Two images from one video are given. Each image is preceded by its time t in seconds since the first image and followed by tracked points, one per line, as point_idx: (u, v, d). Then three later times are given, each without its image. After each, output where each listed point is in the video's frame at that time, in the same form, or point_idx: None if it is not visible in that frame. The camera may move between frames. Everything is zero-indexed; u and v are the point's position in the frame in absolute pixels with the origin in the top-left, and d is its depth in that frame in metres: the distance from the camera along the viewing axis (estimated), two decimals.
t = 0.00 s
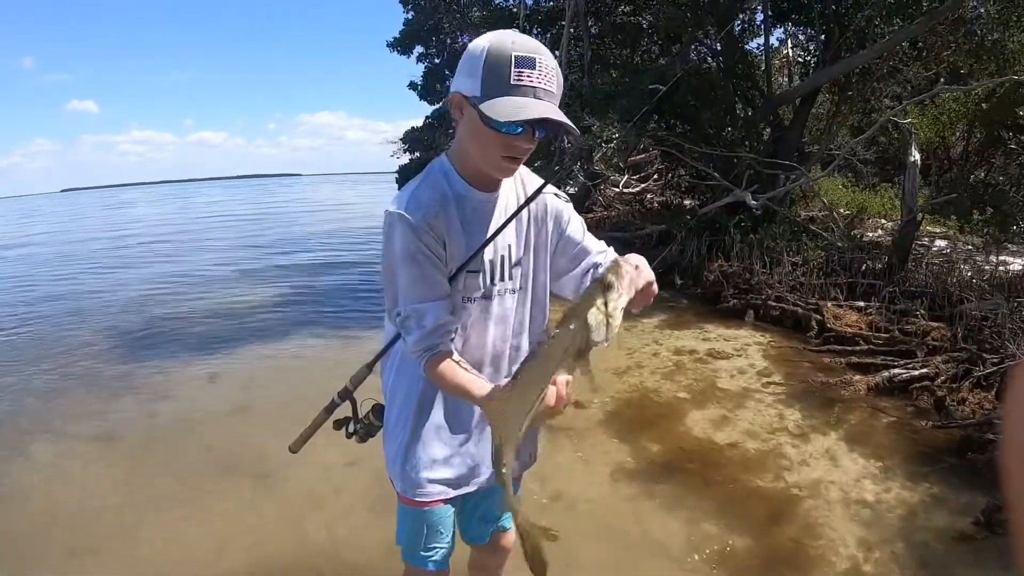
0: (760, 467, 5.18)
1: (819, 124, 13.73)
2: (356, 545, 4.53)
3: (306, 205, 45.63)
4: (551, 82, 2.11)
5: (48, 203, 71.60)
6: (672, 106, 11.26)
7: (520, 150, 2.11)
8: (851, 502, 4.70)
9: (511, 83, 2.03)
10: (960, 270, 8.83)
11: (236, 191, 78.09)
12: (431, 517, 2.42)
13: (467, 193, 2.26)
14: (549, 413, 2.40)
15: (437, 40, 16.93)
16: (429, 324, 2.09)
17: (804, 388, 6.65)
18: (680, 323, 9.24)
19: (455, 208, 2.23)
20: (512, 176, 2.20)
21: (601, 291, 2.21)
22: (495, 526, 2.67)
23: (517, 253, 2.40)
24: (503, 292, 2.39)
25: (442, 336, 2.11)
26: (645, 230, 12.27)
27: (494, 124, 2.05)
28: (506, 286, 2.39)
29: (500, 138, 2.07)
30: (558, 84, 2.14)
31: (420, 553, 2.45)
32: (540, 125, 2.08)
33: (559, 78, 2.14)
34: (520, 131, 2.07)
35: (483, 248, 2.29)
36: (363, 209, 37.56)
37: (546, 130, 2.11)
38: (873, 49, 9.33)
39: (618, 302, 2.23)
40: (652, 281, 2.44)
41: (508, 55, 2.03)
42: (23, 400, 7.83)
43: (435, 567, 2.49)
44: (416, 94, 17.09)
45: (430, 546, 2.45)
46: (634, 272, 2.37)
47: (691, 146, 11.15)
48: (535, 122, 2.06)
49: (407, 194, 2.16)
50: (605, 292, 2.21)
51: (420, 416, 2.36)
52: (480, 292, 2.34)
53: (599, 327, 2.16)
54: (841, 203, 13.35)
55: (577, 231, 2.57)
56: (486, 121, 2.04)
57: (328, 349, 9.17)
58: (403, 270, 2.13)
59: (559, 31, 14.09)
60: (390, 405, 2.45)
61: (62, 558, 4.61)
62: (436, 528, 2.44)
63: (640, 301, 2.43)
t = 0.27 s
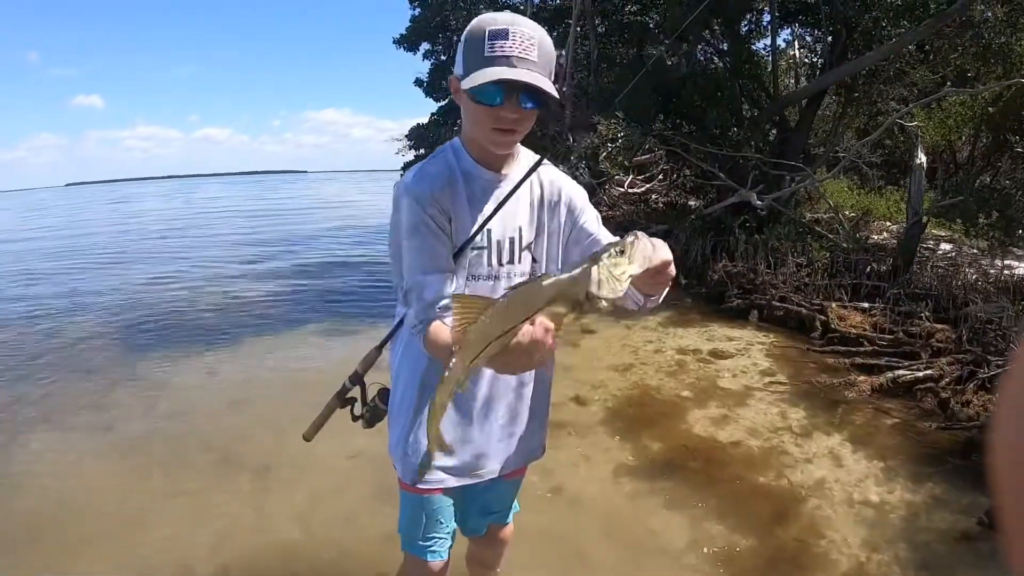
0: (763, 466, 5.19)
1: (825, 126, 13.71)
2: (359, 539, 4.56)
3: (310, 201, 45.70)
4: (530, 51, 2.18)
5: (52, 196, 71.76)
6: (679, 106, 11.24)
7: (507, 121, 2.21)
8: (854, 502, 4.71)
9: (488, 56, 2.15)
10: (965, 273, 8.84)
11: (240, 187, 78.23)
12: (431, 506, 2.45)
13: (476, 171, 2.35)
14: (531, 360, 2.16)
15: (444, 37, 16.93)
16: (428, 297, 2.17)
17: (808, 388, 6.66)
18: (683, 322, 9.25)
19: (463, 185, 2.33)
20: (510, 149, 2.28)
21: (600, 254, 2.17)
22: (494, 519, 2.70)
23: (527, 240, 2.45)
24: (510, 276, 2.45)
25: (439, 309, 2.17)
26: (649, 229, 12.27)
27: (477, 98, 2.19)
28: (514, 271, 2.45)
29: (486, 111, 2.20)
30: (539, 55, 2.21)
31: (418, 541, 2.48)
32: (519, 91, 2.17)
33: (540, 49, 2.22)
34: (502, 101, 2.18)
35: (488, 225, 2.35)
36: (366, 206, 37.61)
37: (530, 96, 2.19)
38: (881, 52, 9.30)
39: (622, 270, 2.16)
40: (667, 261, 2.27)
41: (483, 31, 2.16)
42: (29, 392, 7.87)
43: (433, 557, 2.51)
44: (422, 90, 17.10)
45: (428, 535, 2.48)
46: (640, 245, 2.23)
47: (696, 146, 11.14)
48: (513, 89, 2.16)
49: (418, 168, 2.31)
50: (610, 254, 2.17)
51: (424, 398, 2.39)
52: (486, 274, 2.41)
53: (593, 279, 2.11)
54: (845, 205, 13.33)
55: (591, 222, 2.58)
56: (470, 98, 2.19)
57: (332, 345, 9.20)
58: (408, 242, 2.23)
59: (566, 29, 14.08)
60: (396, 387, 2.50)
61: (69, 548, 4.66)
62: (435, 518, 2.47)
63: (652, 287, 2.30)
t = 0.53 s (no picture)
0: (766, 475, 5.17)
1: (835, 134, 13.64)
2: (360, 539, 4.57)
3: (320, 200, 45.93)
4: (508, 48, 2.26)
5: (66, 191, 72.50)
6: (689, 111, 11.23)
7: (499, 118, 2.28)
8: (856, 513, 4.68)
9: (468, 60, 2.28)
10: (973, 284, 8.74)
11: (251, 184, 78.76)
12: (442, 510, 2.46)
13: (485, 173, 2.39)
14: (501, 336, 2.09)
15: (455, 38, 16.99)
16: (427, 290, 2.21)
17: (812, 397, 6.63)
18: (690, 328, 9.22)
19: (471, 189, 2.37)
20: (509, 147, 2.33)
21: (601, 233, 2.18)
22: (500, 523, 2.71)
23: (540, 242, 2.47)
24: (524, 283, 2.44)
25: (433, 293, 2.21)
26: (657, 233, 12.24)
27: (468, 101, 2.30)
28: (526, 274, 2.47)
29: (478, 112, 2.30)
30: (519, 49, 2.28)
31: (427, 545, 2.50)
32: (504, 86, 2.26)
33: (519, 44, 2.30)
34: (490, 98, 2.27)
35: (497, 227, 2.36)
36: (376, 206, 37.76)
37: (515, 90, 2.27)
38: (892, 60, 9.25)
39: (622, 248, 2.16)
40: (676, 249, 2.22)
41: (464, 41, 2.32)
42: (38, 385, 7.95)
43: (441, 560, 2.53)
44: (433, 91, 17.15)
45: (437, 539, 2.50)
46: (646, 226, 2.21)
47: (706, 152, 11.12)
48: (497, 86, 2.26)
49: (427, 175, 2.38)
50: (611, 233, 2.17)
51: (437, 401, 2.40)
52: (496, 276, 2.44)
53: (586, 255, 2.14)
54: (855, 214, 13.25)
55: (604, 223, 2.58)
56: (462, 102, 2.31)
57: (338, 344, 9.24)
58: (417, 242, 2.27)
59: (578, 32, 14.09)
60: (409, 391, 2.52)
61: (76, 541, 4.70)
62: (446, 522, 2.48)
63: (664, 275, 2.27)
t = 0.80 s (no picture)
0: (770, 492, 5.13)
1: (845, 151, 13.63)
2: (361, 548, 4.58)
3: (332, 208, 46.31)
4: (524, 66, 2.31)
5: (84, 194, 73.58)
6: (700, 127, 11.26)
7: (515, 132, 2.33)
8: (860, 533, 4.64)
9: (485, 79, 2.34)
10: (980, 304, 8.62)
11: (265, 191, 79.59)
12: (455, 524, 2.46)
13: (502, 192, 2.42)
14: (495, 339, 2.06)
15: (468, 48, 17.13)
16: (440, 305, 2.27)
17: (818, 416, 6.57)
18: (697, 344, 9.19)
19: (489, 209, 2.39)
20: (527, 162, 2.36)
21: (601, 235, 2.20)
22: (514, 538, 2.70)
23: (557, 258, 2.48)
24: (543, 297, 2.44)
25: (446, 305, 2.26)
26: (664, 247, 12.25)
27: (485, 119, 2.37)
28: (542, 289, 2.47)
29: (495, 128, 2.36)
30: (535, 68, 2.33)
31: (439, 557, 2.51)
32: (518, 101, 2.34)
33: (535, 63, 2.34)
34: (506, 114, 2.34)
35: (514, 245, 2.37)
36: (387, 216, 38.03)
37: (530, 104, 2.34)
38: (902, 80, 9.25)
39: (623, 250, 2.17)
40: (682, 245, 2.22)
41: (482, 62, 2.39)
42: (51, 385, 8.04)
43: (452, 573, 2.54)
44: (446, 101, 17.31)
45: (449, 552, 2.50)
46: (649, 227, 2.21)
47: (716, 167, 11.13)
48: (512, 102, 2.34)
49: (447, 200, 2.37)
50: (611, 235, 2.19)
51: (454, 414, 2.42)
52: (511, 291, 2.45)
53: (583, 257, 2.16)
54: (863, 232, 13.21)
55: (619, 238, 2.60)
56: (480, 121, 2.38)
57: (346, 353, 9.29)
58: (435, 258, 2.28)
59: (590, 46, 14.19)
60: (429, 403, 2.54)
61: (83, 543, 4.74)
62: (459, 536, 2.48)
63: (673, 276, 2.28)
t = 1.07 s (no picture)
0: (777, 513, 5.07)
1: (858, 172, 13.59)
2: (362, 558, 4.58)
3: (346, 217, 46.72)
4: (543, 91, 2.32)
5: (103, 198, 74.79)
6: (714, 146, 11.27)
7: (531, 158, 2.34)
8: (867, 557, 4.57)
9: (504, 102, 2.34)
10: (989, 329, 8.48)
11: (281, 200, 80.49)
12: (465, 550, 2.39)
13: (515, 213, 2.46)
14: (491, 341, 2.06)
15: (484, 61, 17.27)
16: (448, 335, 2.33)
17: (827, 439, 6.51)
18: (706, 364, 9.15)
19: (502, 229, 2.44)
20: (541, 187, 2.38)
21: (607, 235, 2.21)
22: (520, 558, 2.67)
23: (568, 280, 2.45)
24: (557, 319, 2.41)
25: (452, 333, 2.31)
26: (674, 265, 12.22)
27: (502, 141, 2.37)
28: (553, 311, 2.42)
29: (511, 152, 2.36)
30: (553, 94, 2.34)
31: None
32: (536, 126, 2.33)
33: (553, 89, 2.35)
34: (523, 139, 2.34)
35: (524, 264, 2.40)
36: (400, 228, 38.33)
37: (548, 130, 2.33)
38: (916, 104, 9.20)
39: (627, 251, 2.16)
40: (692, 248, 2.11)
41: (500, 85, 2.38)
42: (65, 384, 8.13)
43: None
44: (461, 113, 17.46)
45: None
46: (656, 228, 2.16)
47: (729, 187, 11.14)
48: (529, 127, 2.33)
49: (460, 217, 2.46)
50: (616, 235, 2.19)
51: (465, 438, 2.38)
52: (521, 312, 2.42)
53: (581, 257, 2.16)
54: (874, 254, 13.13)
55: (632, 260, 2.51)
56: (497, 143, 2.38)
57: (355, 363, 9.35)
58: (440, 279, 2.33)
59: (605, 62, 14.28)
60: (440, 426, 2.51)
61: (90, 545, 4.76)
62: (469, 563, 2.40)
63: (683, 282, 2.13)
